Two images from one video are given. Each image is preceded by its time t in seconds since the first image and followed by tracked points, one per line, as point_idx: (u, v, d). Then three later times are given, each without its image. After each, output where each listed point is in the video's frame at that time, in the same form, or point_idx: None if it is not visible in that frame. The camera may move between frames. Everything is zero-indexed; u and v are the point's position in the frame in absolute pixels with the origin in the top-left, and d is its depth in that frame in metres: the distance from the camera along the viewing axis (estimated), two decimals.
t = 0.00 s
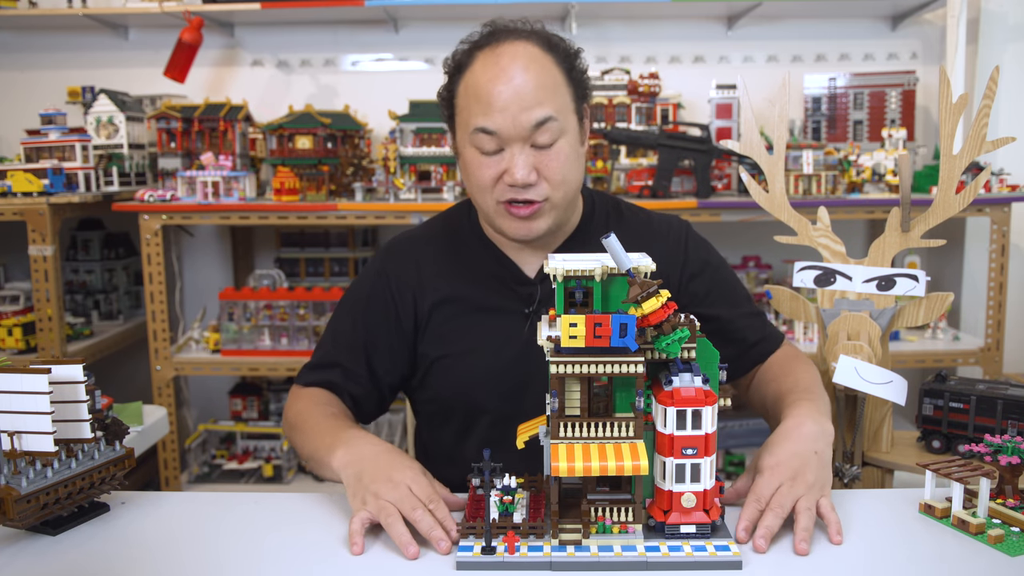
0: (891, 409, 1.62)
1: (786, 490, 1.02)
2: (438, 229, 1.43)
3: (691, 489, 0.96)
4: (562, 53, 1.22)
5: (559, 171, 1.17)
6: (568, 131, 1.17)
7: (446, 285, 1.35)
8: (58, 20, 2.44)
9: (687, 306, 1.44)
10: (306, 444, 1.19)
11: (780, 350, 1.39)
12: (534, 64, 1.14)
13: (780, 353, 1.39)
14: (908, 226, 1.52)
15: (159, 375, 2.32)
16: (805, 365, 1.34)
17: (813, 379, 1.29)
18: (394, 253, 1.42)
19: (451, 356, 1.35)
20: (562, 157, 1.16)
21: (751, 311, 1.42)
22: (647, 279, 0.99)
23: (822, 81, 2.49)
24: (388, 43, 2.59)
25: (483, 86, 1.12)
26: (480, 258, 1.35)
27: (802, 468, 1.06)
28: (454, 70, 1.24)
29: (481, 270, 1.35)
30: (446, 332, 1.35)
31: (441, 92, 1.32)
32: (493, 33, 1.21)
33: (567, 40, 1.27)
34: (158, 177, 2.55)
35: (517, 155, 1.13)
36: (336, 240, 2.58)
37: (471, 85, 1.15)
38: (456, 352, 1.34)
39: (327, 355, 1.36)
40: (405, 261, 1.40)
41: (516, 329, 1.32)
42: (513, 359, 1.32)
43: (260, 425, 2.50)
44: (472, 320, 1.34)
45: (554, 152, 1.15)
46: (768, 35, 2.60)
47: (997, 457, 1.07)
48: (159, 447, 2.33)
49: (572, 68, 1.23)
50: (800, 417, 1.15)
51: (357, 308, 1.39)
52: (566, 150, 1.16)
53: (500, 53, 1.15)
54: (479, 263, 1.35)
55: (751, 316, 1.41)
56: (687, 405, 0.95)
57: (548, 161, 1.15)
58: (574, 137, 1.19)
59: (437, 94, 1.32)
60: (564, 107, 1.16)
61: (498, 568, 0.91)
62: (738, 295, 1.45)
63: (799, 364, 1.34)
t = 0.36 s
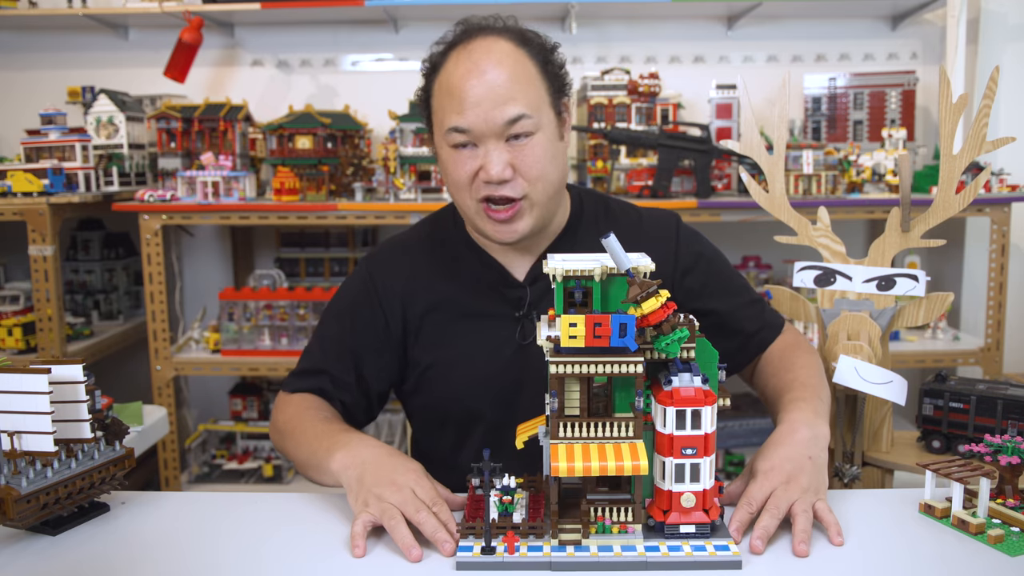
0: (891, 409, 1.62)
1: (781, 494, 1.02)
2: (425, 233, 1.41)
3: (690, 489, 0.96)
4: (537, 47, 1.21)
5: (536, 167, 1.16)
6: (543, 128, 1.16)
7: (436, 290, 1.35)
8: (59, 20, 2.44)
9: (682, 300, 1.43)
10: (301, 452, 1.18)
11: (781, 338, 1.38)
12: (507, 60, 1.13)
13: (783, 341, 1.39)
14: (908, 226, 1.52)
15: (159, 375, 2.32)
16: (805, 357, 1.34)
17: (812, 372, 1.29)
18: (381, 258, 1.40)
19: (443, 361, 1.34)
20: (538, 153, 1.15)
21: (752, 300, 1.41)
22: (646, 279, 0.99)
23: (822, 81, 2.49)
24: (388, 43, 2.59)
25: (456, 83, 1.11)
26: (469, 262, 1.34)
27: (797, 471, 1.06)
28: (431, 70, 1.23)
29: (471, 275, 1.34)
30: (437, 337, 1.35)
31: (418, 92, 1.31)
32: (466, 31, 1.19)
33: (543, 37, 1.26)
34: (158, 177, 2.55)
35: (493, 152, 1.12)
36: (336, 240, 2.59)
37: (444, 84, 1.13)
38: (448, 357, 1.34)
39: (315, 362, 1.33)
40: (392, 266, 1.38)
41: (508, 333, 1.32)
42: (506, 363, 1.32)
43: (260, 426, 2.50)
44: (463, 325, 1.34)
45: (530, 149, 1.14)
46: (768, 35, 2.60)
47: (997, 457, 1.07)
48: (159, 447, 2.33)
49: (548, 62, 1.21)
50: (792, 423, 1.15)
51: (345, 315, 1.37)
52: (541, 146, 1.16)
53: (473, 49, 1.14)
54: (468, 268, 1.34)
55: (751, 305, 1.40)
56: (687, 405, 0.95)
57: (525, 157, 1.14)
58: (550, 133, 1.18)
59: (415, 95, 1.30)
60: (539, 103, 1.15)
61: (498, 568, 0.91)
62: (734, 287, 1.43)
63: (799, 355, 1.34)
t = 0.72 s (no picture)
0: (891, 409, 1.62)
1: (746, 492, 1.01)
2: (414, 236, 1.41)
3: (662, 490, 0.96)
4: (460, 49, 1.13)
5: (474, 176, 1.07)
6: (472, 134, 1.06)
7: (424, 293, 1.35)
8: (59, 20, 2.44)
9: (669, 294, 1.41)
10: (279, 453, 1.16)
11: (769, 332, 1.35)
12: (417, 81, 1.06)
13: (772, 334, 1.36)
14: (908, 226, 1.52)
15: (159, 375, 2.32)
16: (794, 353, 1.29)
17: (799, 369, 1.24)
18: (371, 263, 1.40)
19: (435, 363, 1.34)
20: (471, 158, 1.06)
21: (742, 293, 1.38)
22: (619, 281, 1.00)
23: (822, 81, 2.49)
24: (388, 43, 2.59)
25: (378, 117, 1.07)
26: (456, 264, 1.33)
27: (765, 471, 1.04)
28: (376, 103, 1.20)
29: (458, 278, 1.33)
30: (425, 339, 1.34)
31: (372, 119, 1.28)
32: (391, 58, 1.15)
33: (469, 38, 1.16)
34: (158, 177, 2.55)
35: (425, 171, 1.06)
36: (336, 240, 2.59)
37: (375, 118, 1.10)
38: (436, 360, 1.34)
39: (303, 366, 1.33)
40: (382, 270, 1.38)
41: (496, 335, 1.32)
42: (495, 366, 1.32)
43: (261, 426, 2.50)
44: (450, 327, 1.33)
45: (462, 158, 1.06)
46: (768, 35, 2.60)
47: (997, 457, 1.07)
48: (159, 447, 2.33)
49: (474, 61, 1.12)
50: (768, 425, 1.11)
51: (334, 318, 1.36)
52: (473, 153, 1.06)
53: (393, 71, 1.09)
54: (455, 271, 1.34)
55: (738, 297, 1.37)
56: (659, 406, 0.94)
57: (458, 168, 1.06)
58: (484, 136, 1.08)
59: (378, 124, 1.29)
60: (460, 112, 1.06)
61: (470, 571, 0.91)
62: (724, 280, 1.40)
63: (786, 349, 1.30)
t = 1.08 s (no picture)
0: (891, 409, 1.62)
1: (657, 497, 0.95)
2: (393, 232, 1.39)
3: (566, 497, 0.90)
4: (410, 52, 1.13)
5: (425, 173, 1.07)
6: (422, 132, 1.06)
7: (396, 288, 1.32)
8: (59, 20, 2.44)
9: (632, 293, 1.30)
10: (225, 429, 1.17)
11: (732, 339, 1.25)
12: (367, 83, 1.07)
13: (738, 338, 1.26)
14: (908, 226, 1.52)
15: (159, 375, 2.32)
16: (748, 364, 1.19)
17: (752, 386, 1.15)
18: (348, 257, 1.38)
19: (407, 361, 1.32)
20: (421, 157, 1.06)
21: (709, 293, 1.28)
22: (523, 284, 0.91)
23: (822, 81, 2.50)
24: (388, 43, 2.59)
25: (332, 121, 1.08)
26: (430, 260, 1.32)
27: (678, 475, 0.98)
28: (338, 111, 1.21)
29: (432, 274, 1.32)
30: (394, 336, 1.32)
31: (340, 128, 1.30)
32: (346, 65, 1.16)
33: (420, 41, 1.17)
34: (158, 177, 2.55)
35: (380, 172, 1.06)
36: (335, 240, 2.59)
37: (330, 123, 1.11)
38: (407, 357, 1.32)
39: (277, 355, 1.32)
40: (358, 265, 1.36)
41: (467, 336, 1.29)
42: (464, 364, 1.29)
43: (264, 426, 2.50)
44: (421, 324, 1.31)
45: (412, 156, 1.06)
46: (768, 35, 2.60)
47: (997, 457, 1.08)
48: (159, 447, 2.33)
49: (423, 63, 1.13)
50: (690, 433, 1.05)
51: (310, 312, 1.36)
52: (425, 151, 1.06)
53: (346, 78, 1.10)
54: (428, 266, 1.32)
55: (703, 298, 1.27)
56: (562, 412, 0.88)
57: (409, 166, 1.06)
58: (435, 134, 1.08)
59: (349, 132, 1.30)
60: (409, 110, 1.06)
61: None
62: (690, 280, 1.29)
63: (742, 360, 1.20)
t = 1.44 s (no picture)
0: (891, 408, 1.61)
1: (541, 504, 0.90)
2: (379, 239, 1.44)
3: (445, 504, 0.88)
4: (355, 77, 1.13)
5: (375, 202, 1.11)
6: (367, 163, 1.09)
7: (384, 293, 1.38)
8: (59, 20, 2.43)
9: (593, 293, 1.25)
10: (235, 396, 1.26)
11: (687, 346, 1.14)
12: (312, 117, 1.09)
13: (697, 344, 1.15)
14: (908, 225, 1.52)
15: (159, 375, 2.33)
16: (687, 376, 1.08)
17: (687, 401, 1.05)
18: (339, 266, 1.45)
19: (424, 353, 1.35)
20: (370, 187, 1.10)
21: (668, 296, 1.18)
22: (403, 288, 0.91)
23: (822, 81, 2.50)
24: (387, 43, 2.59)
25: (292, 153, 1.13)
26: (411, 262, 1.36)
27: (566, 483, 0.92)
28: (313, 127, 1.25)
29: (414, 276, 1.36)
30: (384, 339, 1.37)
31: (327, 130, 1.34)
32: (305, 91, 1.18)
33: (368, 63, 1.15)
34: (158, 177, 2.55)
35: (337, 202, 1.12)
36: (336, 240, 2.59)
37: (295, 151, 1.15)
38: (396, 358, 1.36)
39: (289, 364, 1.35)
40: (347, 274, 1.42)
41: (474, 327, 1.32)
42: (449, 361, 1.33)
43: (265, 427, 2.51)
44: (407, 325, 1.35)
45: (362, 187, 1.10)
46: (768, 35, 2.60)
47: (997, 457, 1.08)
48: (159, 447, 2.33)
49: (365, 90, 1.12)
50: (589, 442, 0.98)
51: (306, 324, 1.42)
52: (370, 182, 1.10)
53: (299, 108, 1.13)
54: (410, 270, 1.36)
55: (661, 300, 1.18)
56: (439, 417, 0.85)
57: (360, 197, 1.11)
58: (380, 163, 1.10)
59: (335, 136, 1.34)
60: (353, 142, 1.08)
61: None
62: (649, 278, 1.21)
63: (685, 366, 1.10)
